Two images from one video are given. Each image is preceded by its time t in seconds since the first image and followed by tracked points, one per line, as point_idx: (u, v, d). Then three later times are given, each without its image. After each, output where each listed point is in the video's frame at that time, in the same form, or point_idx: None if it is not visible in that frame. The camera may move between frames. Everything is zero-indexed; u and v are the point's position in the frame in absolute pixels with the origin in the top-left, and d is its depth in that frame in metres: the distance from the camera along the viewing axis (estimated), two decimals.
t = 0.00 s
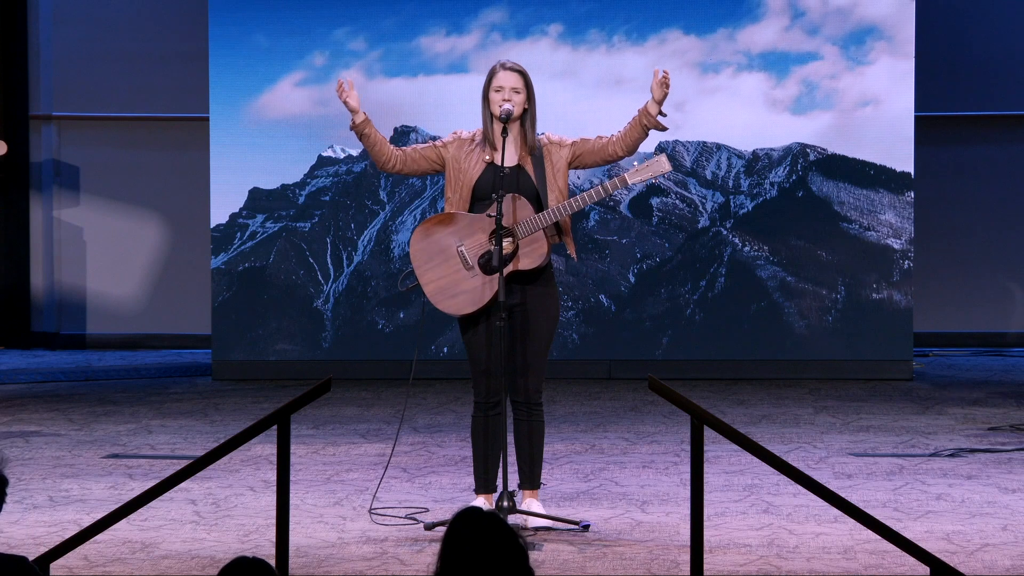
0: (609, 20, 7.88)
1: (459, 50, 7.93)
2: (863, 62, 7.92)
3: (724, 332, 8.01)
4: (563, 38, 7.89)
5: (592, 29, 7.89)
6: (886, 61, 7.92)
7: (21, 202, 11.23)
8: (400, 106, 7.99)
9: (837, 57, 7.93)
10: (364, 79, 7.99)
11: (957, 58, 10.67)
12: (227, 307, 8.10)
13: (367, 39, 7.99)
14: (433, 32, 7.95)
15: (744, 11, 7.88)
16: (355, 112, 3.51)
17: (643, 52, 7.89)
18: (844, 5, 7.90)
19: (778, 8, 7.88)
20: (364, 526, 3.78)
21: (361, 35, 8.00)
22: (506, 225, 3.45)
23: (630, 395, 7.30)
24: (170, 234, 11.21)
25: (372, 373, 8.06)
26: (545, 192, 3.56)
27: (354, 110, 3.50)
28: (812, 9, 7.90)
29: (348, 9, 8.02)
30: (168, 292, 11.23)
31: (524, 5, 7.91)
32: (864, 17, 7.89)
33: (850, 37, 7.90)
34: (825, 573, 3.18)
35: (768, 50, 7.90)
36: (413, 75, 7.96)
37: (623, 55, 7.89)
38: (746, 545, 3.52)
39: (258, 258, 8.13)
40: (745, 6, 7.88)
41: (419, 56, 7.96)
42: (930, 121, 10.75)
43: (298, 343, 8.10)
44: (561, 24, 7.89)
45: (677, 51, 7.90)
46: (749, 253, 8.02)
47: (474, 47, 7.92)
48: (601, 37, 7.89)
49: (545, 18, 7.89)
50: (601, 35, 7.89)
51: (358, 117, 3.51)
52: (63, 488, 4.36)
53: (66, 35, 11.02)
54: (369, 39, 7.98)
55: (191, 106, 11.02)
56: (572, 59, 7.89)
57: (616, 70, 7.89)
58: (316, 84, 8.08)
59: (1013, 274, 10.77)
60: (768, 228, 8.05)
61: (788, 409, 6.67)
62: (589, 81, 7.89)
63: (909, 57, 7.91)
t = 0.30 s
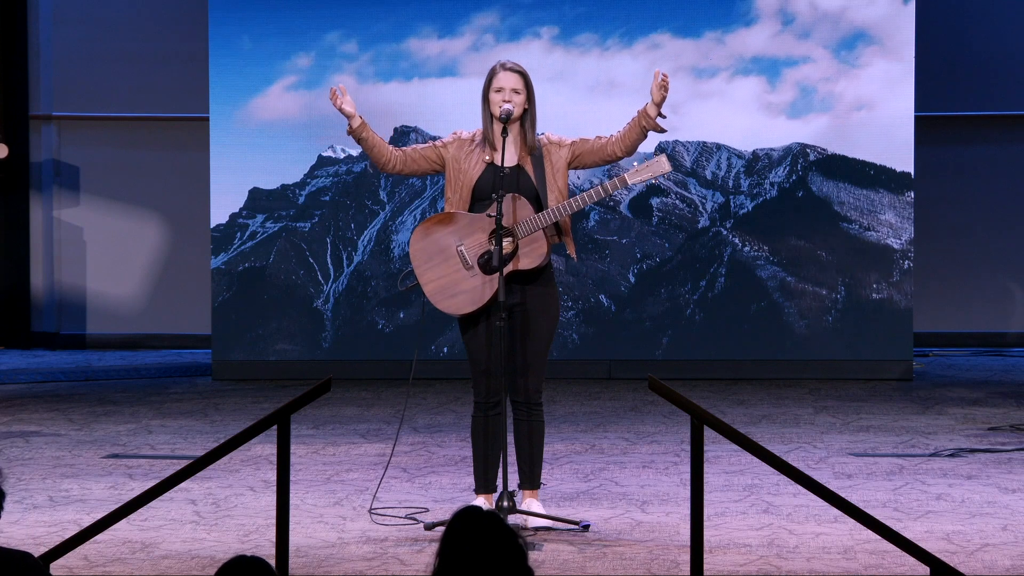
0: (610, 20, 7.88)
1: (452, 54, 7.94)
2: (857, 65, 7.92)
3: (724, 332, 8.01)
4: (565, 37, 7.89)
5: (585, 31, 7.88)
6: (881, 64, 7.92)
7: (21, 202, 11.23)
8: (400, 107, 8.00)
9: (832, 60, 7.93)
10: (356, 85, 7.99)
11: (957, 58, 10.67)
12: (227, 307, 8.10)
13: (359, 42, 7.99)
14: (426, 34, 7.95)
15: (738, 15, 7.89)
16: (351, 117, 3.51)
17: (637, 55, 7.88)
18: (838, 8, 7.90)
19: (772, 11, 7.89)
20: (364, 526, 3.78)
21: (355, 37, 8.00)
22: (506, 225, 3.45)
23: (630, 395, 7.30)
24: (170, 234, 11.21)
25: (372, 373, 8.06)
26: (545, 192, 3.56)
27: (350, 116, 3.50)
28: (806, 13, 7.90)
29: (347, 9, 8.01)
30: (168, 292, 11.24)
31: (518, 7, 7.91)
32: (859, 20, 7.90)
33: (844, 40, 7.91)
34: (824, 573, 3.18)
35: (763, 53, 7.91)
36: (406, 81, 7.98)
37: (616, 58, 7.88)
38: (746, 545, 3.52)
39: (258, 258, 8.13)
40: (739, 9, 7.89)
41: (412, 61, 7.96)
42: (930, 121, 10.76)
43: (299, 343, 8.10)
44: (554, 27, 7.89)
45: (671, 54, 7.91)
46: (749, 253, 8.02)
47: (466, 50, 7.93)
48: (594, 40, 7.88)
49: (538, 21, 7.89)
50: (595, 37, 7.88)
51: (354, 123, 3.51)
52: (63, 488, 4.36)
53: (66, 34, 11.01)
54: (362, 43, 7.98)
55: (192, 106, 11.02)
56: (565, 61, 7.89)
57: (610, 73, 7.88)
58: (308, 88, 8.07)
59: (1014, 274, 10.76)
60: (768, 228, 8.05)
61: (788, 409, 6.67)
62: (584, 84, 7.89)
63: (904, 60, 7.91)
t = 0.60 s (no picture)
0: (608, 20, 7.88)
1: (452, 53, 7.93)
2: (852, 68, 7.93)
3: (724, 332, 8.00)
4: (563, 37, 7.88)
5: (578, 34, 7.87)
6: (875, 67, 7.92)
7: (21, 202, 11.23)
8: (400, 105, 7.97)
9: (827, 64, 7.94)
10: (349, 90, 8.08)
11: (957, 58, 10.67)
12: (227, 307, 8.10)
13: (353, 46, 8.01)
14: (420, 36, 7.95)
15: (732, 18, 7.89)
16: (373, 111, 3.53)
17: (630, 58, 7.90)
18: (831, 11, 7.90)
19: (768, 14, 7.88)
20: (364, 526, 3.78)
21: (347, 40, 8.01)
22: (506, 225, 3.45)
23: (630, 395, 7.30)
24: (170, 234, 11.21)
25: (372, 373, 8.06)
26: (544, 192, 3.56)
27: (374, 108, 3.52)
28: (800, 16, 7.90)
29: (347, 10, 8.02)
30: (168, 292, 11.24)
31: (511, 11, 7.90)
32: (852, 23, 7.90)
33: (838, 43, 7.91)
34: (825, 573, 3.18)
35: (758, 56, 7.91)
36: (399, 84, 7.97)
37: (610, 61, 7.88)
38: (746, 545, 3.52)
39: (258, 258, 8.13)
40: (733, 12, 7.88)
41: (408, 63, 7.97)
42: (930, 122, 10.76)
43: (299, 343, 8.10)
44: (549, 29, 7.88)
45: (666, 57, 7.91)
46: (749, 253, 8.02)
47: (459, 54, 7.93)
48: (586, 43, 7.88)
49: (534, 22, 7.89)
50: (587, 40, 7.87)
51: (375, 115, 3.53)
52: (63, 488, 4.36)
53: (66, 35, 11.01)
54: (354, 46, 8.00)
55: (192, 106, 11.02)
56: (561, 62, 7.88)
57: (602, 75, 7.87)
58: (299, 92, 8.07)
59: (1014, 274, 10.76)
60: (768, 228, 8.05)
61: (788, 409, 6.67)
62: (578, 87, 7.89)
63: (898, 63, 7.92)
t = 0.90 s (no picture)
0: (609, 22, 7.88)
1: (453, 53, 7.92)
2: (846, 71, 7.93)
3: (724, 332, 8.00)
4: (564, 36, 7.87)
5: (577, 35, 7.87)
6: (871, 69, 7.93)
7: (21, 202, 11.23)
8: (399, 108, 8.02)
9: (822, 67, 7.93)
10: (344, 93, 8.07)
11: (957, 58, 10.67)
12: (227, 307, 8.10)
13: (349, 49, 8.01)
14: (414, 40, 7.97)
15: (726, 21, 7.88)
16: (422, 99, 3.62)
17: (623, 63, 7.91)
18: (825, 14, 7.90)
19: (767, 13, 7.88)
20: (364, 526, 3.78)
21: (347, 40, 8.01)
22: (506, 225, 3.45)
23: (630, 395, 7.30)
24: (170, 234, 11.21)
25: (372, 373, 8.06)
26: (544, 192, 3.56)
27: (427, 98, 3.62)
28: (795, 18, 7.90)
29: (347, 10, 8.02)
30: (168, 292, 11.24)
31: (505, 13, 7.89)
32: (846, 26, 7.90)
33: (832, 46, 7.91)
34: (825, 573, 3.18)
35: (752, 60, 7.91)
36: (392, 89, 8.02)
37: (604, 64, 7.89)
38: (746, 545, 3.52)
39: (258, 258, 8.13)
40: (729, 14, 7.88)
41: (409, 63, 7.98)
42: (930, 122, 10.76)
43: (299, 343, 8.10)
44: (543, 32, 7.86)
45: (662, 61, 7.92)
46: (749, 253, 8.02)
47: (457, 55, 7.92)
48: (580, 46, 7.87)
49: (530, 23, 7.87)
50: (580, 44, 7.87)
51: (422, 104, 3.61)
52: (64, 488, 4.36)
53: (66, 35, 11.01)
54: (349, 51, 8.01)
55: (192, 106, 11.02)
56: (561, 62, 7.87)
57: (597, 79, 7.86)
58: (294, 94, 8.08)
59: (1013, 274, 10.76)
60: (768, 228, 8.05)
61: (788, 409, 6.67)
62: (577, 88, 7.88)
63: (892, 65, 7.92)
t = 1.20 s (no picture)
0: (609, 22, 7.89)
1: (453, 54, 7.92)
2: (841, 74, 7.93)
3: (724, 332, 8.00)
4: (563, 37, 7.87)
5: (576, 35, 7.87)
6: (870, 69, 7.93)
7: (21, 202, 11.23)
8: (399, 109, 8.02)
9: (817, 70, 7.93)
10: (344, 93, 8.06)
11: (957, 58, 10.67)
12: (227, 307, 8.10)
13: (345, 52, 8.01)
14: (406, 43, 7.97)
15: (721, 25, 7.89)
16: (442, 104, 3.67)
17: (618, 66, 7.90)
18: (822, 16, 7.90)
19: (767, 13, 7.88)
20: (364, 526, 3.78)
21: (347, 41, 8.01)
22: (506, 225, 3.46)
23: (630, 395, 7.30)
24: (170, 234, 11.21)
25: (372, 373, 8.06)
26: (544, 192, 3.56)
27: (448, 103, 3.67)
28: (795, 18, 7.90)
29: (347, 10, 8.02)
30: (168, 292, 11.24)
31: (505, 12, 7.88)
32: (842, 29, 7.91)
33: (829, 47, 7.91)
34: (825, 573, 3.18)
35: (747, 64, 7.92)
36: (388, 92, 8.01)
37: (603, 64, 7.90)
38: (746, 545, 3.52)
39: (258, 258, 8.13)
40: (728, 14, 7.88)
41: (408, 63, 7.97)
42: (931, 122, 10.76)
43: (299, 343, 8.10)
44: (536, 34, 7.87)
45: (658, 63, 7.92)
46: (749, 253, 8.02)
47: (456, 56, 7.91)
48: (572, 50, 7.88)
49: (528, 24, 7.87)
50: (571, 48, 7.88)
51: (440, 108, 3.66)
52: (64, 488, 4.36)
53: (66, 35, 11.01)
54: (342, 54, 8.02)
55: (192, 106, 11.02)
56: (561, 63, 7.88)
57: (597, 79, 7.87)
58: (291, 94, 8.09)
59: (1014, 273, 10.76)
60: (768, 228, 8.05)
61: (788, 409, 6.67)
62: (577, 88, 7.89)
63: (887, 68, 7.92)
